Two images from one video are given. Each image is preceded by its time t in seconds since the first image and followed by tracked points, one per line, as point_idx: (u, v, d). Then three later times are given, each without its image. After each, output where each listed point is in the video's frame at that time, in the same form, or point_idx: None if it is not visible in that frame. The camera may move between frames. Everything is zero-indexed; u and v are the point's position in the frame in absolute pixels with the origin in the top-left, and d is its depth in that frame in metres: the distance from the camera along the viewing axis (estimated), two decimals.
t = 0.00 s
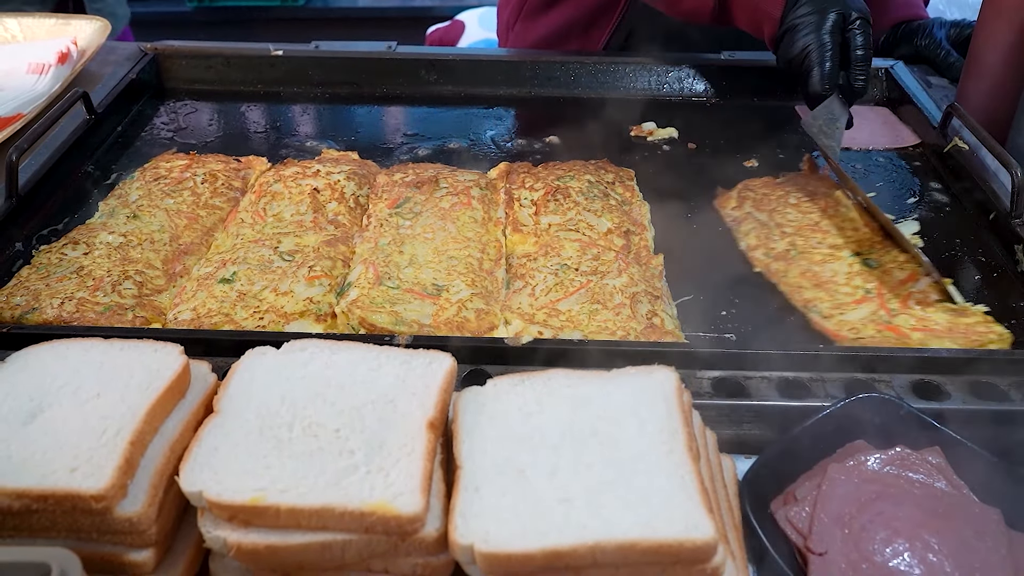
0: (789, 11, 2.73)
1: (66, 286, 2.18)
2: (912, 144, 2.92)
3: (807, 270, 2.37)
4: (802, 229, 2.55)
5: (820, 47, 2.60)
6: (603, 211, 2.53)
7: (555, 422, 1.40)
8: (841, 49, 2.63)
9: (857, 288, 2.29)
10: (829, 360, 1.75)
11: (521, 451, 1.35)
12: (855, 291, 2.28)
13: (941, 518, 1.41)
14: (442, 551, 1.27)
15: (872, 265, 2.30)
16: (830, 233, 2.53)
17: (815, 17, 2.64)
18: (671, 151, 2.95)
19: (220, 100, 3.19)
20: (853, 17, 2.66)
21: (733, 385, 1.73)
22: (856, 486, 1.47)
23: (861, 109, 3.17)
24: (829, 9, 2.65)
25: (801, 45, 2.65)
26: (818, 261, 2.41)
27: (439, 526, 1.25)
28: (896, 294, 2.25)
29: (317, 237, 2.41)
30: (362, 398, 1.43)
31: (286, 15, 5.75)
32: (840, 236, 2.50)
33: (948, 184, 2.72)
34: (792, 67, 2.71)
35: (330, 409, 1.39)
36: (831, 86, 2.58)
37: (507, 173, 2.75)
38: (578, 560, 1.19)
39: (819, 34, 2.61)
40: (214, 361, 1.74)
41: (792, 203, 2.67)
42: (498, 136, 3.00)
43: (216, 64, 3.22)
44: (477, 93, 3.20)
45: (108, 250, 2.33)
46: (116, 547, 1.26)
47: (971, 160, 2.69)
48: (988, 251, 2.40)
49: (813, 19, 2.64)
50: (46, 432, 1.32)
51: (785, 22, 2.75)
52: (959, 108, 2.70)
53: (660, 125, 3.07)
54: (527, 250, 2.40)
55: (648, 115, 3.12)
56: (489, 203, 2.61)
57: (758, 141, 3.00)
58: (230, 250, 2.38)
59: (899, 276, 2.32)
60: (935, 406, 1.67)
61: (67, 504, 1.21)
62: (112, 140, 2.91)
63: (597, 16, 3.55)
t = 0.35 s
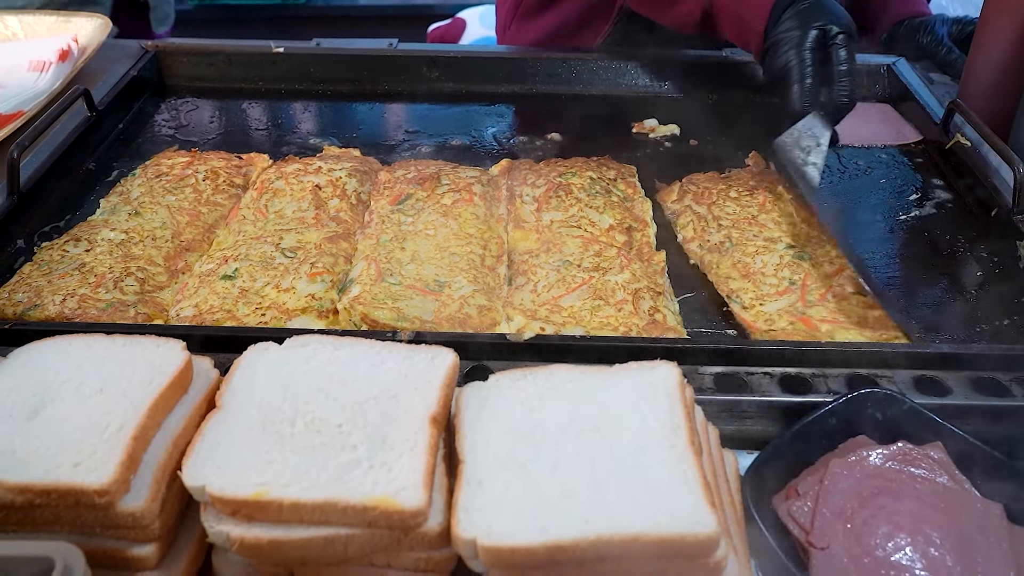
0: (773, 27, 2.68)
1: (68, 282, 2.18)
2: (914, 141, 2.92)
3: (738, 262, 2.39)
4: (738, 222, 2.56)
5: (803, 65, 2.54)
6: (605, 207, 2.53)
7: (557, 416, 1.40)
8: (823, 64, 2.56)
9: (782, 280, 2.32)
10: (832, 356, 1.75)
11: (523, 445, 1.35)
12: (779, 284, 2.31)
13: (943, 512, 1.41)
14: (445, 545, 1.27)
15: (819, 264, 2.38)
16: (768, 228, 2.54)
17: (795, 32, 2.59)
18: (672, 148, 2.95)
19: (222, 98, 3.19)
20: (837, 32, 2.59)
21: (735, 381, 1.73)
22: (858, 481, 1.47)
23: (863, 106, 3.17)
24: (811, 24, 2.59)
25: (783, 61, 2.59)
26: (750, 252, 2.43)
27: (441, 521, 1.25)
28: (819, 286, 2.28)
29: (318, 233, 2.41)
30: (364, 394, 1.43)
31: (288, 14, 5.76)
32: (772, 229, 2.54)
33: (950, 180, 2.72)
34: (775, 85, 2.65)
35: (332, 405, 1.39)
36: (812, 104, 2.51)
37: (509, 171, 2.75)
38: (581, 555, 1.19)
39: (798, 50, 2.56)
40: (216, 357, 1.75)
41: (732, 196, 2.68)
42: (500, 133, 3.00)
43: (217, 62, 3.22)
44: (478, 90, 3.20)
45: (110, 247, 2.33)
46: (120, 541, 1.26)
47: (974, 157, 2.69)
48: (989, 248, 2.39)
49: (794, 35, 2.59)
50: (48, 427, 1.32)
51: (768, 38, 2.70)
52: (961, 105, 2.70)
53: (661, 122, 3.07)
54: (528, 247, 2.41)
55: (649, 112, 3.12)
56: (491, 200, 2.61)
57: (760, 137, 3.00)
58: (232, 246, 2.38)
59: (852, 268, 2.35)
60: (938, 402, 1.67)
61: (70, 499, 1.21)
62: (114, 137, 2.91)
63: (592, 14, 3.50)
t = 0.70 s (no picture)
0: None
1: (69, 278, 2.18)
2: (916, 136, 2.92)
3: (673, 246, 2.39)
4: (687, 209, 2.53)
5: (632, 35, 2.65)
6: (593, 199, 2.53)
7: (558, 411, 1.41)
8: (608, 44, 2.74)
9: (707, 268, 2.28)
10: (833, 351, 1.75)
11: (525, 440, 1.35)
12: (703, 271, 2.28)
13: (944, 507, 1.41)
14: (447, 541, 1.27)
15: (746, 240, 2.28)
16: (716, 216, 2.49)
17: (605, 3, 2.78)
18: (673, 143, 2.95)
19: (222, 93, 3.18)
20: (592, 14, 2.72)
21: (736, 375, 1.73)
22: (860, 476, 1.47)
23: (864, 101, 3.16)
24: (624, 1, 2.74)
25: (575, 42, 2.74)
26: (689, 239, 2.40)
27: (443, 515, 1.25)
28: (740, 278, 2.23)
29: (317, 228, 2.41)
30: (366, 389, 1.43)
31: (290, 11, 5.77)
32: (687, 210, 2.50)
33: (952, 175, 2.71)
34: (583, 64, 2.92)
35: (334, 400, 1.40)
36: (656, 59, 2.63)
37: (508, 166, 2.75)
38: (583, 549, 1.19)
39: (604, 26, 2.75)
40: (218, 352, 1.75)
41: (690, 184, 2.65)
42: (501, 128, 3.00)
43: (218, 58, 3.23)
44: (477, 85, 3.19)
45: (111, 242, 2.33)
46: (123, 536, 1.27)
47: (975, 151, 2.68)
48: (990, 242, 2.39)
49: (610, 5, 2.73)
50: (51, 422, 1.33)
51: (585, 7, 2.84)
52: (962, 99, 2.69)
53: (662, 117, 3.06)
54: (519, 238, 2.42)
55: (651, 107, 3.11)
56: (490, 196, 2.61)
57: (761, 132, 2.99)
58: (232, 241, 2.38)
59: (782, 262, 2.29)
60: (938, 397, 1.66)
61: (72, 494, 1.21)
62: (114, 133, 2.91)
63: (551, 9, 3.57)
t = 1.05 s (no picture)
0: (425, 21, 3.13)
1: (70, 274, 2.18)
2: (916, 132, 2.91)
3: (677, 243, 2.38)
4: (691, 205, 2.52)
5: (451, 47, 2.97)
6: (591, 197, 2.54)
7: (557, 407, 1.41)
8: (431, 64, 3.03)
9: (712, 263, 2.29)
10: (832, 347, 1.76)
11: (525, 435, 1.35)
12: (707, 267, 2.28)
13: (943, 502, 1.42)
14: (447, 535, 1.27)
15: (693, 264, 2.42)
16: (719, 212, 2.49)
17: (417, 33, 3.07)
18: (673, 139, 2.95)
19: (222, 90, 3.18)
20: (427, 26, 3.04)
21: (736, 370, 1.73)
22: (859, 471, 1.47)
23: (864, 96, 3.16)
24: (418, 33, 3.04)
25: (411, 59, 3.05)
26: (692, 235, 2.40)
27: (443, 510, 1.25)
28: (745, 274, 2.23)
29: (316, 223, 2.41)
30: (366, 384, 1.43)
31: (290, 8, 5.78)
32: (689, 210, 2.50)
33: (952, 171, 2.71)
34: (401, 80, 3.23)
35: (334, 395, 1.40)
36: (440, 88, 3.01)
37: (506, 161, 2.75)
38: (582, 544, 1.19)
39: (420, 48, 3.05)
40: (219, 348, 1.75)
41: (692, 180, 2.64)
42: (500, 124, 3.00)
43: (218, 54, 3.23)
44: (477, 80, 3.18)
45: (110, 239, 2.34)
46: (124, 531, 1.27)
47: (975, 148, 2.68)
48: (990, 238, 2.39)
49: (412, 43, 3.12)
50: (52, 417, 1.33)
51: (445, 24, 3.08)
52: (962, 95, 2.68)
53: (662, 114, 3.06)
54: (520, 235, 2.41)
55: (651, 103, 3.11)
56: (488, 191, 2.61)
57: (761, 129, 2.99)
58: (230, 237, 2.38)
59: (786, 258, 2.28)
60: (938, 392, 1.67)
61: (73, 489, 1.22)
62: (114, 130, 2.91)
63: None
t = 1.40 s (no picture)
0: None
1: (68, 273, 2.19)
2: (915, 129, 2.92)
3: (676, 240, 2.38)
4: (690, 203, 2.52)
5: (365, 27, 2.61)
6: (591, 194, 2.54)
7: (558, 404, 1.41)
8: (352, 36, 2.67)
9: (712, 261, 2.29)
10: (831, 344, 1.76)
11: (525, 432, 1.36)
12: (707, 264, 2.28)
13: (942, 498, 1.42)
14: (448, 532, 1.27)
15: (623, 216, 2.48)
16: (718, 210, 2.50)
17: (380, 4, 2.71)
18: (672, 137, 2.95)
19: (220, 88, 3.18)
20: None
21: (734, 368, 1.74)
22: (858, 468, 1.48)
23: (863, 94, 3.16)
24: None
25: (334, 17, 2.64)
26: (692, 232, 2.40)
27: (444, 506, 1.26)
28: (744, 272, 2.23)
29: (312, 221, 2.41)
30: (366, 382, 1.44)
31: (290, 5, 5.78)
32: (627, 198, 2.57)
33: (950, 169, 2.71)
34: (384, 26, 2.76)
35: (335, 392, 1.40)
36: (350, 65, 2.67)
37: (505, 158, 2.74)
38: (583, 540, 1.20)
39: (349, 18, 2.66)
40: (219, 346, 1.75)
41: (692, 178, 2.65)
42: (498, 123, 3.00)
43: (217, 52, 3.22)
44: (476, 79, 3.17)
45: (108, 236, 2.34)
46: (125, 527, 1.27)
47: (974, 145, 2.69)
48: (988, 235, 2.40)
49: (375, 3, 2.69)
50: (52, 415, 1.33)
51: None
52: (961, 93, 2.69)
53: (661, 112, 3.06)
54: (519, 233, 2.41)
55: (650, 101, 3.11)
56: (486, 188, 2.61)
57: (760, 127, 2.99)
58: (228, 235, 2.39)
59: (785, 255, 2.29)
60: (936, 389, 1.67)
61: (74, 486, 1.22)
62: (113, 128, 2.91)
63: None
